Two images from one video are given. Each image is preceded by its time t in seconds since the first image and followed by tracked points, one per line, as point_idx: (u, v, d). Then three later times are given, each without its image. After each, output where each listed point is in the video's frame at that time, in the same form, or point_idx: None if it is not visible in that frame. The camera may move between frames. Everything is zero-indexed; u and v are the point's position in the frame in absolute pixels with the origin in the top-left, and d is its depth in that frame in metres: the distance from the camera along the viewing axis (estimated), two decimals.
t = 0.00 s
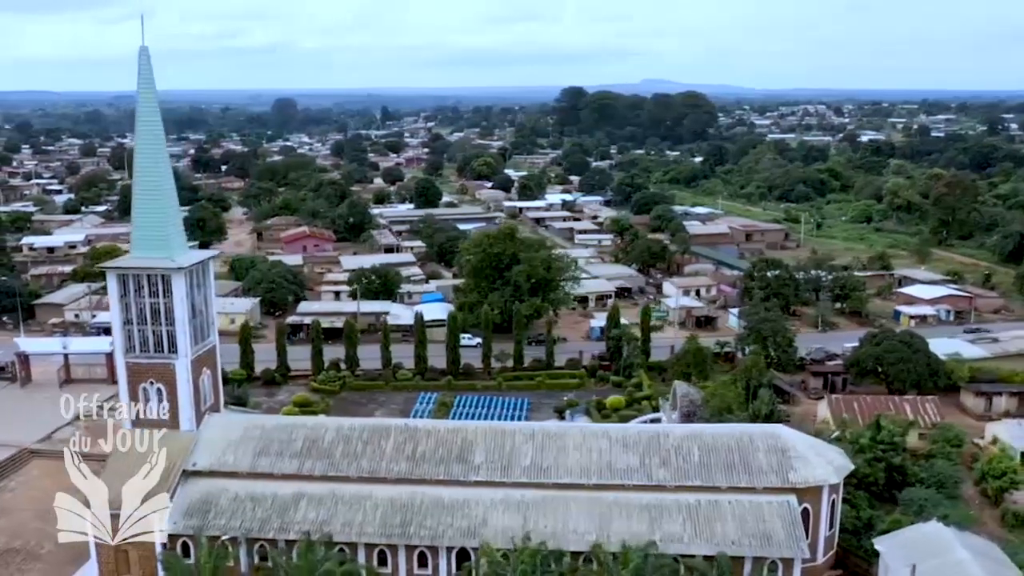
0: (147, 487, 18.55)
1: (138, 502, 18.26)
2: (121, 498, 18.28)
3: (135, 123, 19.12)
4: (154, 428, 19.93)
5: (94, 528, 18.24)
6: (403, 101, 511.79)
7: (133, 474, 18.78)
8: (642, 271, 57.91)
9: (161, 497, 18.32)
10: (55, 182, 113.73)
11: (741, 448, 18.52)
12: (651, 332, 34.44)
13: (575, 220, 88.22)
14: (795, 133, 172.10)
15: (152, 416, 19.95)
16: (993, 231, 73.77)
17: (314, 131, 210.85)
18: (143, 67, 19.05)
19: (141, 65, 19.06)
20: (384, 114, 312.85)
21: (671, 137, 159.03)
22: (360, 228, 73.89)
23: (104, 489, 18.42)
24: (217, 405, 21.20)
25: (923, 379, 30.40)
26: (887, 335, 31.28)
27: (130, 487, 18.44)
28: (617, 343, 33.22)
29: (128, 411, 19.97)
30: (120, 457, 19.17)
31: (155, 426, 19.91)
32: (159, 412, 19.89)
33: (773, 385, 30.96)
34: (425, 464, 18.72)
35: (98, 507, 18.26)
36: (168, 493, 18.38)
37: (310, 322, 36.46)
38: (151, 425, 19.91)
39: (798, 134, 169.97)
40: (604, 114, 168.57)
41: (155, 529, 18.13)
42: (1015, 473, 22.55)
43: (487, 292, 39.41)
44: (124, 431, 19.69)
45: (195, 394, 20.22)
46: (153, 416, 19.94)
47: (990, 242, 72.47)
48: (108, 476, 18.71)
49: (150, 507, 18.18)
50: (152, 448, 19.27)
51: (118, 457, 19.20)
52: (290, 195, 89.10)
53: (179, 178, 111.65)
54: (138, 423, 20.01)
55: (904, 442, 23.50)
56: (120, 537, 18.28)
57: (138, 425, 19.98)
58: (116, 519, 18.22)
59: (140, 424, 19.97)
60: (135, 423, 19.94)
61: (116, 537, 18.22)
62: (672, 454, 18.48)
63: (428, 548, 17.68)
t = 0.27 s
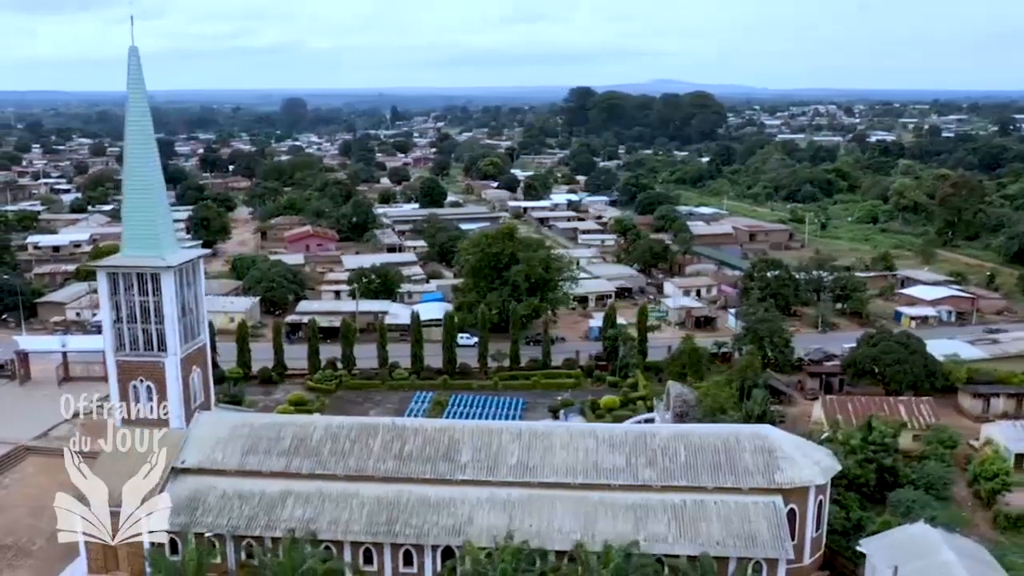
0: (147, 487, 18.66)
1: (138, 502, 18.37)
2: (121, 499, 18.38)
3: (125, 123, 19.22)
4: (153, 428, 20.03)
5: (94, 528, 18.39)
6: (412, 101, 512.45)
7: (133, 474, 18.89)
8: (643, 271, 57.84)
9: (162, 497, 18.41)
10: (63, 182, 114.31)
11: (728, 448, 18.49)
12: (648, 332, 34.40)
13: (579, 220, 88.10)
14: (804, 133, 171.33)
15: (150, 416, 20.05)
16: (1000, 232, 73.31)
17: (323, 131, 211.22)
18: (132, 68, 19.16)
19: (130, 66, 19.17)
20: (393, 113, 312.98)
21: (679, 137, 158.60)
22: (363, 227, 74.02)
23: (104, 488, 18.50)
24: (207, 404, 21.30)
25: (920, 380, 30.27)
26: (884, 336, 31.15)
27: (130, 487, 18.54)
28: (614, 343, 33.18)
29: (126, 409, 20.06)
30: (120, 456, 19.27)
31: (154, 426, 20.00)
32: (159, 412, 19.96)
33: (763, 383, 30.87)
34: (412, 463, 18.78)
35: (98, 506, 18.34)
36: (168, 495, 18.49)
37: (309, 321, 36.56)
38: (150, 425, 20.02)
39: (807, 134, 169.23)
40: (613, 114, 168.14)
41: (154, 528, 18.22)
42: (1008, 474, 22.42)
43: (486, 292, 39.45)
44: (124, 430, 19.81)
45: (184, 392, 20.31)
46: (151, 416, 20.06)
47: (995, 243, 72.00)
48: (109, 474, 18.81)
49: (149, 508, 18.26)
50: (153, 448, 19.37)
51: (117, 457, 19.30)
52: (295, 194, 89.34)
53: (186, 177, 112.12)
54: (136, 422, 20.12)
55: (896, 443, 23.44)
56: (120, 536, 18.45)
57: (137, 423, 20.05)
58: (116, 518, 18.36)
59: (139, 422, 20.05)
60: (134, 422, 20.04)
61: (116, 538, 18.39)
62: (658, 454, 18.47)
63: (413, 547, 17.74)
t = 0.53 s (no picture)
0: (147, 487, 18.79)
1: (137, 501, 18.46)
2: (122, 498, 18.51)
3: (116, 123, 19.17)
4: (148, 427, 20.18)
5: (93, 527, 18.48)
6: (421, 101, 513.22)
7: (133, 474, 19.02)
8: (645, 271, 57.79)
9: (161, 496, 18.47)
10: (72, 181, 114.95)
11: (714, 448, 18.46)
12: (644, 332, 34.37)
13: (584, 220, 87.97)
14: (815, 134, 170.50)
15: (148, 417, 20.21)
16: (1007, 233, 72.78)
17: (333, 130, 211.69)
18: (123, 67, 19.08)
19: (121, 66, 19.09)
20: (416, 113, 311.17)
21: (688, 137, 158.08)
22: (367, 226, 74.17)
23: (104, 488, 18.59)
24: (198, 401, 21.33)
25: (916, 381, 30.10)
26: (880, 337, 31.00)
27: (130, 487, 18.65)
28: (609, 343, 33.16)
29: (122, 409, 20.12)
30: (120, 457, 19.49)
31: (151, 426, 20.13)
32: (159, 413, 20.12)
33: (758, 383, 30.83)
34: (399, 461, 18.83)
35: (98, 505, 18.41)
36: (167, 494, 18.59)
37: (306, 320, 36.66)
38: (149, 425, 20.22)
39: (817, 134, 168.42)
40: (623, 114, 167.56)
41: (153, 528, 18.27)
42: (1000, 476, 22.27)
43: (484, 291, 39.50)
44: (123, 431, 19.98)
45: (174, 389, 20.31)
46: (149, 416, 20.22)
47: (1002, 244, 71.46)
48: (108, 475, 18.94)
49: (148, 508, 18.30)
50: (153, 450, 19.54)
51: (117, 458, 19.45)
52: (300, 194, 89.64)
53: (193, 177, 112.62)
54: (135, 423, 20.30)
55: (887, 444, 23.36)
56: (119, 536, 18.56)
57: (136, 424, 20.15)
58: (116, 518, 18.46)
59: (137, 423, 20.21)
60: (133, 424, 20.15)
61: (115, 537, 18.51)
62: (644, 454, 18.45)
63: (397, 545, 17.79)
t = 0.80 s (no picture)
0: (147, 487, 18.82)
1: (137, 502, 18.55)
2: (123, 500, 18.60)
3: (107, 123, 19.28)
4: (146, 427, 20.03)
5: (94, 528, 18.72)
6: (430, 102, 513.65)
7: (133, 474, 19.00)
8: (647, 271, 57.68)
9: (160, 497, 18.48)
10: (80, 180, 115.58)
11: (701, 448, 18.44)
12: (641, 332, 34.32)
13: (589, 220, 87.88)
14: (824, 134, 169.53)
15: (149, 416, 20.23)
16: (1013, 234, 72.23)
17: (341, 130, 211.99)
18: (114, 68, 19.19)
19: (112, 66, 19.18)
20: (425, 113, 311.43)
21: (696, 137, 157.57)
22: (370, 226, 74.27)
23: (104, 489, 18.71)
24: (189, 399, 21.46)
25: (913, 382, 29.91)
26: (877, 337, 30.81)
27: (130, 488, 18.73)
28: (606, 342, 33.13)
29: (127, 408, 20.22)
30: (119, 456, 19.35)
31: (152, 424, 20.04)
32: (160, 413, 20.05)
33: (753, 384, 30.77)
34: (387, 460, 18.88)
35: (99, 506, 18.64)
36: (165, 495, 18.55)
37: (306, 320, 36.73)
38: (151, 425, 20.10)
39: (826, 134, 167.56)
40: (633, 114, 165.82)
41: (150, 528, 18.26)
42: (992, 477, 22.14)
43: (482, 291, 39.55)
44: (124, 430, 19.81)
45: (165, 387, 20.42)
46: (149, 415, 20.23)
47: (1008, 244, 70.90)
48: (108, 473, 18.92)
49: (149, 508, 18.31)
50: (153, 449, 19.45)
51: (116, 457, 19.34)
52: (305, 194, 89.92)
53: (200, 177, 113.09)
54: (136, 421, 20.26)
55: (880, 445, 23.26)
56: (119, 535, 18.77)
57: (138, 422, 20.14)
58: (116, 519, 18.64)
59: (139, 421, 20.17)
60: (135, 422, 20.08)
61: (115, 537, 18.70)
62: (631, 454, 18.45)
63: (383, 543, 17.86)
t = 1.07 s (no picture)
0: (147, 487, 18.89)
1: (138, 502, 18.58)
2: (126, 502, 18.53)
3: (97, 123, 19.37)
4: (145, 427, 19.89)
5: (93, 528, 18.60)
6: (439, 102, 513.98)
7: (133, 474, 19.02)
8: (649, 272, 57.57)
9: (160, 496, 18.55)
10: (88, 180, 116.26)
11: (687, 448, 18.43)
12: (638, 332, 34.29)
13: (593, 219, 87.77)
14: (834, 134, 168.73)
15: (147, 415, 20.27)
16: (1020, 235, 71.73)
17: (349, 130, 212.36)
18: (104, 69, 19.27)
19: (103, 67, 19.26)
20: (434, 114, 311.64)
21: (705, 137, 157.08)
22: (374, 226, 74.42)
23: (104, 488, 18.53)
24: (181, 397, 21.57)
25: (909, 383, 29.74)
26: (874, 338, 30.61)
27: (131, 488, 18.76)
28: (603, 342, 33.13)
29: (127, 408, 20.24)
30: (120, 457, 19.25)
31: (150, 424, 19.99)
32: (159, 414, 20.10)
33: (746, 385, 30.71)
34: (374, 458, 18.94)
35: (100, 505, 18.46)
36: (165, 495, 18.60)
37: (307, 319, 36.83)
38: (152, 425, 19.98)
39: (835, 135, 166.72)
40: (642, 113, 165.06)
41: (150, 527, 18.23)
42: (984, 479, 22.00)
43: (480, 290, 39.59)
44: (124, 429, 19.67)
45: (156, 384, 20.53)
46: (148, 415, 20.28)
47: (1015, 245, 70.39)
48: (108, 472, 18.81)
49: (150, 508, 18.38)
50: (152, 448, 19.50)
51: (116, 457, 19.23)
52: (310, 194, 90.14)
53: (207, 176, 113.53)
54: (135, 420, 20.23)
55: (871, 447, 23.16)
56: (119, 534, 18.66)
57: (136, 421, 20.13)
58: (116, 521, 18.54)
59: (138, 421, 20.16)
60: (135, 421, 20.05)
61: (114, 536, 18.55)
62: (617, 454, 18.45)
63: (369, 541, 17.92)
